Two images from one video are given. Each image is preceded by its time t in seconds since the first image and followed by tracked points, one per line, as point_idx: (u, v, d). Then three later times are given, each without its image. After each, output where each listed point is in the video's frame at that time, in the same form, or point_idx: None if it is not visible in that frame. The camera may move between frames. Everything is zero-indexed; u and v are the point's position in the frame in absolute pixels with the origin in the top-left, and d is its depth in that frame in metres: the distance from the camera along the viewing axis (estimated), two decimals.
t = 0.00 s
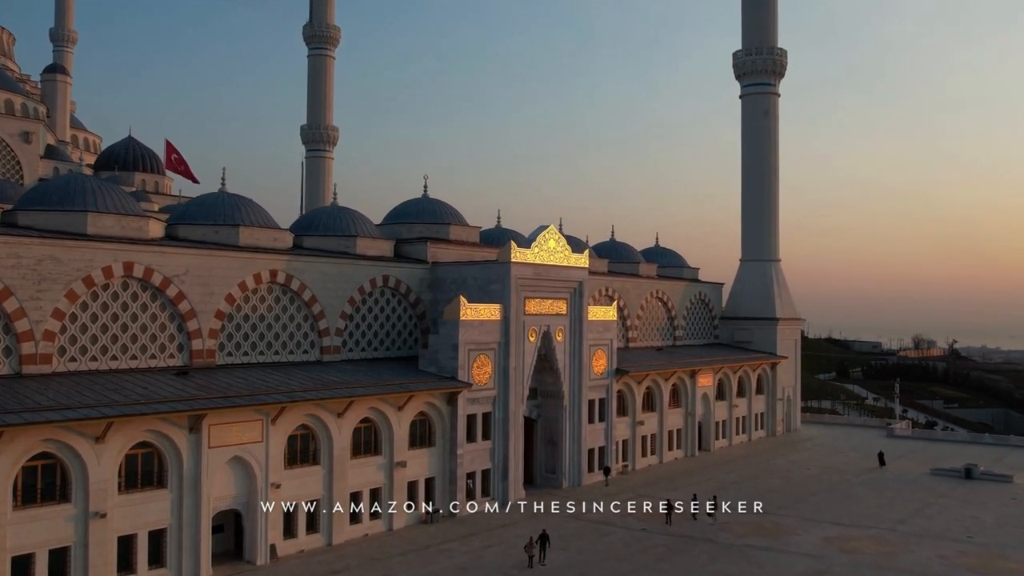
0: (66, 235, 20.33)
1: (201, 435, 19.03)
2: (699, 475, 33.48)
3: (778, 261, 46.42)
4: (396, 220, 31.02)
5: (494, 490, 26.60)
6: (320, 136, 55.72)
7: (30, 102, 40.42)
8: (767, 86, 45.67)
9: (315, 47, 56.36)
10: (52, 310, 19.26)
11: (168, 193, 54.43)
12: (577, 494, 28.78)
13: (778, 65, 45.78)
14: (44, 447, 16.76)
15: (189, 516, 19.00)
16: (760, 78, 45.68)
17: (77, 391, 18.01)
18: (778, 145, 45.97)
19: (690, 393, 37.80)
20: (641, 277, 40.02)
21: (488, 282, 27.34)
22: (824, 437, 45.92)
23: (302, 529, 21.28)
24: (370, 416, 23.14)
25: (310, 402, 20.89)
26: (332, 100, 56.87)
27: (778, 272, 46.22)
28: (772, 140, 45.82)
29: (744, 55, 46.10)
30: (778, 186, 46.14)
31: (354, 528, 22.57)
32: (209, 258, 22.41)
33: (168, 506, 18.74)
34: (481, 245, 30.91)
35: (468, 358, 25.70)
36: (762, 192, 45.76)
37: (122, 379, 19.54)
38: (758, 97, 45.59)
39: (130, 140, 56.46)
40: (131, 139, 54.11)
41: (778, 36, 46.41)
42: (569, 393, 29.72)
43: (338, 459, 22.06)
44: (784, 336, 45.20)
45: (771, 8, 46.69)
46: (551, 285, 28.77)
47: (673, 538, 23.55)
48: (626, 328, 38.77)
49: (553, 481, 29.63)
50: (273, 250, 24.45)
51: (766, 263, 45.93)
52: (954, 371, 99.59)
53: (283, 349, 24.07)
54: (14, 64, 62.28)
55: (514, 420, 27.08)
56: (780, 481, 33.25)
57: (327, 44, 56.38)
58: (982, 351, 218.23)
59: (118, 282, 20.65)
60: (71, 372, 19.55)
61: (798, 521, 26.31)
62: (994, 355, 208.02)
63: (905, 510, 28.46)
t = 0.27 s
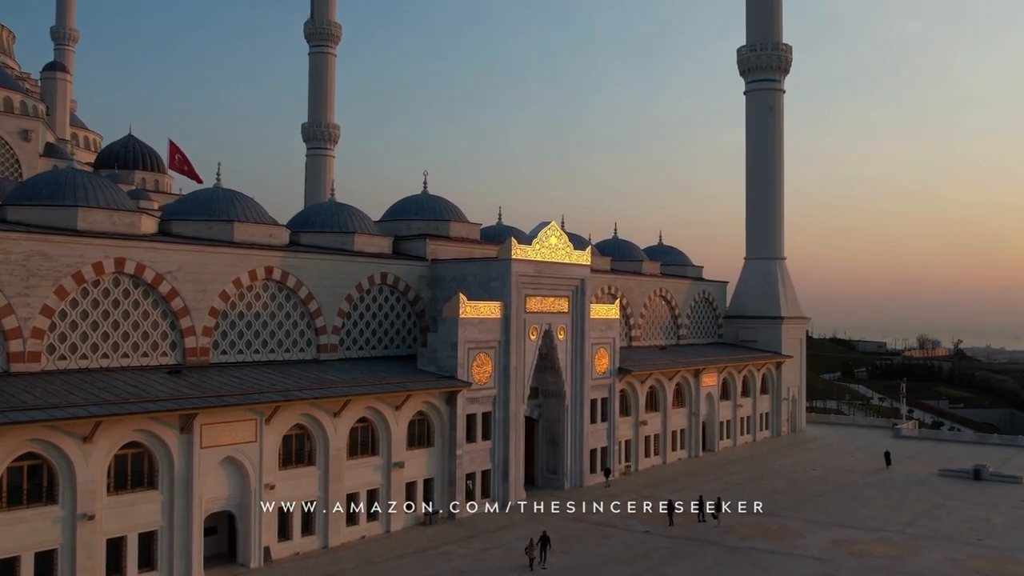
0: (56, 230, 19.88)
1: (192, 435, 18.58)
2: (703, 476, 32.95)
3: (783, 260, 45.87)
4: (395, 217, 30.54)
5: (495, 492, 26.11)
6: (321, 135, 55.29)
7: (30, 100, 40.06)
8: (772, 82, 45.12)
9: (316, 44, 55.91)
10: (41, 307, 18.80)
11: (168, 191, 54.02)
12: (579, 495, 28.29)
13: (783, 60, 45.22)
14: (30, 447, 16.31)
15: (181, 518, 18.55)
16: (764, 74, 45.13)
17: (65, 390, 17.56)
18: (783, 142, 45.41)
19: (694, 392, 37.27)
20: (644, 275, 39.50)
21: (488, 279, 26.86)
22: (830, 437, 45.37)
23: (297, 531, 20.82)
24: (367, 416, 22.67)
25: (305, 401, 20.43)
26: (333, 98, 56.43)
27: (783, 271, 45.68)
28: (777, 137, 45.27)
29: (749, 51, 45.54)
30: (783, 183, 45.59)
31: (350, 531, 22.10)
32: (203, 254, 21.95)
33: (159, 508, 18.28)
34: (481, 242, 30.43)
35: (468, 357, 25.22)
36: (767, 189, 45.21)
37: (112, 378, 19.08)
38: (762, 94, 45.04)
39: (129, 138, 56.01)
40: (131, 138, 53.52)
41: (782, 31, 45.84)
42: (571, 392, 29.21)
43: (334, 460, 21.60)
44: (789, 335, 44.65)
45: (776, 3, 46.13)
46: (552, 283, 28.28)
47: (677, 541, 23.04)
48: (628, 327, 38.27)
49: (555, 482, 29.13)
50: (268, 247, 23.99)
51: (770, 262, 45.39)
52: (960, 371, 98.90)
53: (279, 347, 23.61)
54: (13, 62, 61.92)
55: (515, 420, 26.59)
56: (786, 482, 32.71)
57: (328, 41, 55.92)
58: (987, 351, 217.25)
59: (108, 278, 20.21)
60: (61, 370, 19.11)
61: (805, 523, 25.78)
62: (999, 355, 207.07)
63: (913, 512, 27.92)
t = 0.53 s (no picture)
0: (45, 225, 19.41)
1: (183, 434, 18.09)
2: (708, 477, 32.38)
3: (789, 258, 45.29)
4: (394, 213, 30.03)
5: (495, 493, 25.58)
6: (323, 132, 54.85)
7: (30, 98, 39.68)
8: (778, 78, 44.53)
9: (318, 41, 55.44)
10: (29, 304, 18.32)
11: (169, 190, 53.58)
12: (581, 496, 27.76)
13: (789, 56, 44.61)
14: (14, 447, 15.83)
15: (171, 520, 18.06)
16: (770, 70, 44.54)
17: (52, 388, 17.08)
18: (788, 139, 44.82)
19: (699, 392, 36.71)
20: (648, 273, 38.95)
21: (488, 276, 26.34)
22: (836, 437, 44.76)
23: (292, 533, 20.32)
24: (364, 415, 22.16)
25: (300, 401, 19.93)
26: (335, 96, 55.97)
27: (789, 269, 45.09)
28: (782, 133, 44.69)
29: (754, 46, 44.94)
30: (789, 180, 44.99)
31: (347, 533, 21.59)
32: (196, 250, 21.46)
33: (149, 509, 17.80)
34: (482, 239, 29.90)
35: (468, 355, 24.69)
36: (773, 186, 44.62)
37: (101, 376, 18.60)
38: (768, 89, 44.44)
39: (129, 135, 55.52)
40: (132, 136, 53.04)
41: (788, 26, 45.24)
42: (573, 392, 28.67)
43: (330, 460, 21.09)
44: (795, 334, 44.06)
45: None
46: (554, 280, 27.75)
47: (682, 544, 22.49)
48: (632, 325, 37.73)
49: (557, 483, 28.59)
50: (264, 243, 23.49)
51: (776, 260, 44.81)
52: (966, 371, 98.14)
53: (274, 345, 23.11)
54: (14, 60, 61.53)
55: (516, 420, 26.07)
56: (792, 483, 32.13)
57: (330, 38, 55.42)
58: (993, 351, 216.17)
59: (99, 275, 19.73)
60: (49, 368, 18.63)
61: (812, 526, 25.21)
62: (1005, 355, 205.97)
63: (923, 514, 27.34)
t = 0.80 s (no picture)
0: (34, 220, 18.97)
1: (174, 434, 17.63)
2: (713, 478, 31.85)
3: (795, 256, 44.73)
4: (394, 210, 29.55)
5: (496, 495, 25.09)
6: (324, 131, 54.41)
7: (29, 96, 39.30)
8: (784, 74, 43.99)
9: (319, 39, 55.00)
10: (17, 301, 17.87)
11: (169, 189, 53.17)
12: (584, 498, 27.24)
13: (795, 52, 44.07)
14: None
15: (162, 523, 17.60)
16: (776, 66, 44.00)
17: (40, 387, 16.62)
18: (794, 136, 44.28)
19: (704, 392, 36.18)
20: (652, 272, 38.43)
21: (489, 274, 25.85)
22: (843, 438, 44.19)
23: (287, 536, 19.85)
24: (361, 415, 21.69)
25: (296, 400, 19.46)
26: (336, 94, 55.53)
27: (795, 268, 44.54)
28: (788, 130, 44.13)
29: (760, 42, 44.40)
30: (795, 178, 44.45)
31: (343, 535, 21.12)
32: (190, 246, 21.01)
33: (139, 511, 17.34)
34: (483, 236, 29.42)
35: (468, 354, 24.20)
36: (779, 184, 44.07)
37: (91, 375, 18.14)
38: (774, 86, 43.89)
39: (130, 134, 55.11)
40: (133, 134, 52.64)
41: (794, 22, 44.70)
42: (576, 392, 28.17)
43: (326, 462, 20.62)
44: (801, 334, 43.50)
45: None
46: (556, 278, 27.25)
47: (686, 547, 21.97)
48: (636, 325, 37.23)
49: (559, 485, 28.09)
50: (259, 239, 23.02)
51: (782, 258, 44.26)
52: (973, 372, 97.39)
53: (270, 344, 22.65)
54: (14, 58, 61.18)
55: (517, 420, 25.57)
56: (799, 485, 31.58)
57: (331, 36, 54.99)
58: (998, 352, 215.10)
59: (89, 271, 19.29)
60: (38, 367, 18.19)
61: (820, 529, 24.68)
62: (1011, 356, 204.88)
63: (934, 517, 26.78)
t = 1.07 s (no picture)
0: (23, 215, 18.53)
1: (166, 435, 17.17)
2: (718, 480, 31.31)
3: (801, 255, 44.17)
4: (394, 207, 29.07)
5: (497, 497, 24.58)
6: (326, 129, 54.00)
7: (29, 94, 38.96)
8: (789, 71, 43.43)
9: (321, 37, 54.58)
10: (5, 298, 17.44)
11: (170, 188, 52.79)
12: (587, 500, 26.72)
13: (801, 48, 43.52)
14: None
15: (153, 526, 17.14)
16: (781, 62, 43.45)
17: (27, 386, 16.17)
18: (800, 133, 43.72)
19: (708, 392, 35.65)
20: (656, 271, 37.91)
21: (490, 272, 25.37)
22: (849, 439, 43.62)
23: (282, 539, 19.38)
24: (359, 416, 21.22)
25: (291, 400, 19.00)
26: (338, 92, 55.11)
27: (801, 267, 43.98)
28: (794, 127, 43.58)
29: (765, 38, 43.85)
30: (801, 176, 43.89)
31: (340, 538, 20.65)
32: (183, 242, 20.56)
33: (129, 514, 16.88)
34: (484, 234, 28.93)
35: (468, 354, 23.71)
36: (785, 182, 43.51)
37: (81, 374, 17.69)
38: (779, 82, 43.33)
39: (131, 133, 54.78)
40: (134, 133, 52.31)
41: (800, 18, 44.14)
42: (578, 392, 27.67)
43: (323, 463, 20.16)
44: (807, 333, 42.92)
45: None
46: (559, 276, 26.75)
47: (691, 551, 21.45)
48: (639, 324, 36.71)
49: (561, 487, 27.59)
50: (255, 236, 22.56)
51: (788, 257, 43.70)
52: (980, 373, 96.59)
53: (266, 343, 22.19)
54: (15, 57, 60.85)
55: (518, 421, 25.08)
56: (806, 487, 31.02)
57: (333, 34, 54.56)
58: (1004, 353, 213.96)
59: (80, 268, 18.84)
60: (27, 366, 17.75)
61: (828, 532, 24.13)
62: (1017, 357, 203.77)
63: (944, 520, 26.23)
